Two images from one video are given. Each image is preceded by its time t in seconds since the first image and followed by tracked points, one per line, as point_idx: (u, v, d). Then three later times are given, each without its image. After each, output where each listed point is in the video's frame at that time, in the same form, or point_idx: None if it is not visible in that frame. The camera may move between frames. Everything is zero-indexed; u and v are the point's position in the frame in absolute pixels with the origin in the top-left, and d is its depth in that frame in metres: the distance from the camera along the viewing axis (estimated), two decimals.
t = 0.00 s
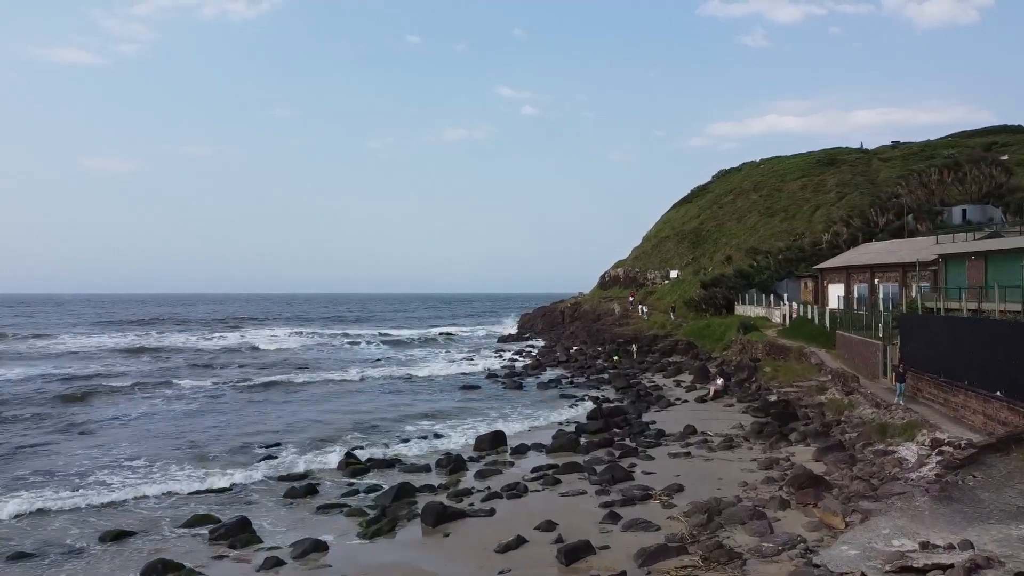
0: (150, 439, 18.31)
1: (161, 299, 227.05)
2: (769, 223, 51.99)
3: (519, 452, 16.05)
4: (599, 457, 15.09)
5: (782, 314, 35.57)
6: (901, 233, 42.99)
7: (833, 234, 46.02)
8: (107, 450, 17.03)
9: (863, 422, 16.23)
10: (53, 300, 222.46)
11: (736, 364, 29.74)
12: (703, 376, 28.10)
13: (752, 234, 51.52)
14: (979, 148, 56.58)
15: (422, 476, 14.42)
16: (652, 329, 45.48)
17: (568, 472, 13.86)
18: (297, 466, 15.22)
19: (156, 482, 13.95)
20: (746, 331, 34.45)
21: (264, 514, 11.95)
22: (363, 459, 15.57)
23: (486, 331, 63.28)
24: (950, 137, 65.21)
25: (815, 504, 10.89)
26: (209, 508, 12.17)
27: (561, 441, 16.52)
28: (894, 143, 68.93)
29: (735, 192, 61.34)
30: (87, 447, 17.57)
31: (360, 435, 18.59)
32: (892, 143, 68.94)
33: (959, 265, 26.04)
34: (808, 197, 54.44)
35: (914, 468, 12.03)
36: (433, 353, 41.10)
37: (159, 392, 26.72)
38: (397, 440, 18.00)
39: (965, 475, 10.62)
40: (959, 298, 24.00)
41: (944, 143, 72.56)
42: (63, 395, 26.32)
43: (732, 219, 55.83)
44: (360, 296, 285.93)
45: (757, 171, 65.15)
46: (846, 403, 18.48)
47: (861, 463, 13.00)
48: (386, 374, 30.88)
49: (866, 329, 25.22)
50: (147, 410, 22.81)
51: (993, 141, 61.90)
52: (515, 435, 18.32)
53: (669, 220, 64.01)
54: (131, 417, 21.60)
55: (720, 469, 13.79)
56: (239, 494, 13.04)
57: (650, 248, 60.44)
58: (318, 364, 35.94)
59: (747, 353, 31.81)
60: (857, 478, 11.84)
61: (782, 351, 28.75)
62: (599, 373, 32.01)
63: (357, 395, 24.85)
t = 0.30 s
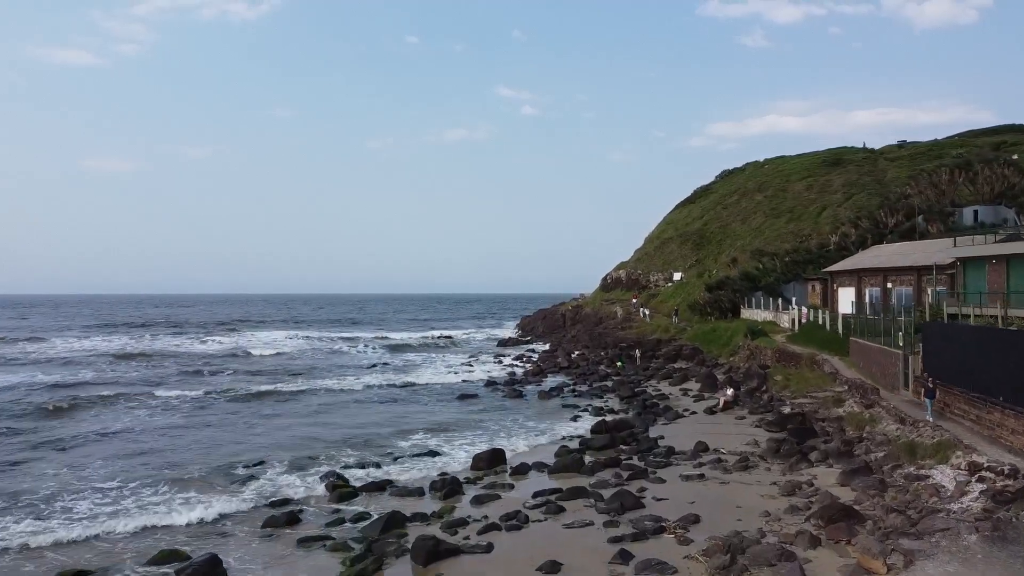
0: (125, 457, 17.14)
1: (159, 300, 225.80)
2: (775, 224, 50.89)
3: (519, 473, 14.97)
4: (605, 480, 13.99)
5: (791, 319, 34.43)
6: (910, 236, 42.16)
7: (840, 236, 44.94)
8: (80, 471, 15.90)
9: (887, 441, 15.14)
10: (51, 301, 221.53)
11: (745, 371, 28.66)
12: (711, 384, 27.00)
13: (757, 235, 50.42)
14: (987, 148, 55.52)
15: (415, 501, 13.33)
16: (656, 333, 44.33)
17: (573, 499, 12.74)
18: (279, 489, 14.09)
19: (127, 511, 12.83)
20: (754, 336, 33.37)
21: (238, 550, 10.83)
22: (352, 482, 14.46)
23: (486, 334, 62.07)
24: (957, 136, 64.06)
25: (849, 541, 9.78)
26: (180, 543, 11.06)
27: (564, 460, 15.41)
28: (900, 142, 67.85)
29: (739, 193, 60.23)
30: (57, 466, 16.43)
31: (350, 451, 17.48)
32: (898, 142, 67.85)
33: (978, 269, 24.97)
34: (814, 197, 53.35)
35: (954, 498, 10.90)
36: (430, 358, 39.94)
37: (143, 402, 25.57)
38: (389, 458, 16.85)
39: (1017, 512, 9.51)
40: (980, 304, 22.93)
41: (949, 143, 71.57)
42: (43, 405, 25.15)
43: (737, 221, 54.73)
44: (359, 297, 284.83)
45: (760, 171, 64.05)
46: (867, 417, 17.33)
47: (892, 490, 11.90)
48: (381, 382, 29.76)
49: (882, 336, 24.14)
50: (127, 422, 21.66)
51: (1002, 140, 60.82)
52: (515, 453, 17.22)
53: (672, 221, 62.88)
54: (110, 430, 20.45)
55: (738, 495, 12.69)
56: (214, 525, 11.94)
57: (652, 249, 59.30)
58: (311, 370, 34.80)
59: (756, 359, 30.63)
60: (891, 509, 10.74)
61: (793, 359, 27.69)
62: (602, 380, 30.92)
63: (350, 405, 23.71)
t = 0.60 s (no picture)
0: (101, 476, 16.16)
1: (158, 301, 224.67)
2: (781, 226, 49.88)
3: (519, 496, 13.97)
4: (613, 506, 12.97)
5: (799, 324, 33.48)
6: (919, 238, 41.41)
7: (848, 237, 43.95)
8: (50, 493, 14.87)
9: (914, 461, 14.15)
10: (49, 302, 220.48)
11: (753, 379, 27.65)
12: (719, 393, 25.98)
13: (762, 237, 49.42)
14: (996, 147, 54.54)
15: (407, 530, 12.32)
16: (659, 337, 43.36)
17: (577, 528, 11.75)
18: (261, 515, 13.11)
19: (94, 544, 11.81)
20: (761, 342, 32.35)
21: None
22: (340, 507, 13.44)
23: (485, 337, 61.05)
24: (963, 135, 63.06)
25: None
26: None
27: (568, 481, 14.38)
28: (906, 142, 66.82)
29: (743, 193, 59.22)
30: (28, 487, 15.43)
31: (341, 469, 16.46)
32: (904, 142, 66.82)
33: (997, 274, 23.95)
34: (820, 198, 52.35)
35: (999, 533, 9.89)
36: (428, 363, 38.97)
37: (128, 412, 24.50)
38: (380, 477, 15.86)
39: None
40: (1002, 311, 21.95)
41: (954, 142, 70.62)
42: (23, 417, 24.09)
43: (741, 222, 53.73)
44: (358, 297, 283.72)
45: (764, 171, 63.03)
46: (889, 433, 16.31)
47: (927, 521, 10.91)
48: (377, 390, 28.71)
49: (898, 344, 23.13)
50: (108, 435, 20.67)
51: (1009, 140, 59.86)
52: (515, 472, 16.20)
53: (674, 222, 61.86)
54: (89, 445, 19.41)
55: (757, 524, 11.68)
56: (187, 561, 10.92)
57: (654, 251, 58.27)
58: (305, 377, 33.80)
59: (764, 367, 29.68)
60: (930, 546, 9.74)
61: (803, 366, 26.68)
62: (605, 389, 29.90)
63: (343, 417, 22.67)
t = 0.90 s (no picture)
0: (74, 498, 15.14)
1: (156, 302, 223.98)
2: (786, 227, 48.92)
3: (519, 522, 12.97)
4: (621, 536, 11.96)
5: (808, 329, 32.44)
6: (930, 241, 40.47)
7: (855, 239, 43.02)
8: (16, 520, 13.81)
9: (944, 485, 13.15)
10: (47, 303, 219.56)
11: (763, 389, 26.68)
12: (727, 403, 25.00)
13: (767, 239, 48.42)
14: (1004, 147, 53.59)
15: (396, 563, 11.33)
16: (663, 341, 42.35)
17: (583, 563, 10.74)
18: (241, 547, 12.09)
19: None
20: (769, 348, 31.39)
21: None
22: (324, 537, 12.42)
23: (485, 341, 60.02)
24: (971, 134, 62.07)
25: None
26: None
27: (571, 506, 13.35)
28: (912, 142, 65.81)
29: (747, 194, 58.23)
30: None
31: (328, 491, 15.44)
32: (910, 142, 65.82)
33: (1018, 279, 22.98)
34: (826, 199, 51.39)
35: None
36: (426, 369, 37.96)
37: (110, 423, 23.42)
38: (371, 499, 14.86)
39: None
40: None
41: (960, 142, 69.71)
42: None
43: (745, 223, 52.75)
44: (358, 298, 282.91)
45: (769, 171, 62.07)
46: (914, 452, 15.27)
47: (968, 560, 9.89)
48: (372, 399, 27.68)
49: (915, 353, 22.15)
50: (88, 450, 19.63)
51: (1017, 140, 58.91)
52: (516, 494, 15.20)
53: (677, 223, 60.85)
54: (65, 462, 18.34)
55: (779, 559, 10.67)
56: None
57: (657, 252, 57.24)
58: (299, 384, 32.77)
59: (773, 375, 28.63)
60: None
61: (814, 375, 25.72)
62: (608, 397, 28.92)
63: (335, 429, 21.65)
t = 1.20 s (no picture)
0: (42, 525, 14.11)
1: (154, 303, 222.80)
2: (792, 228, 47.88)
3: (519, 555, 11.95)
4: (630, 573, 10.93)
5: (818, 335, 31.37)
6: (941, 244, 39.43)
7: (864, 241, 42.00)
8: None
9: (980, 514, 12.07)
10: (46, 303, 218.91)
11: (772, 399, 25.65)
12: (736, 415, 23.94)
13: (773, 241, 47.36)
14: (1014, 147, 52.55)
15: None
16: (667, 346, 41.27)
17: None
18: None
19: None
20: (777, 355, 30.35)
21: None
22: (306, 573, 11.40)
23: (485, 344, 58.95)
24: (979, 133, 60.97)
25: None
26: None
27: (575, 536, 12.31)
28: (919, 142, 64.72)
29: (751, 195, 57.17)
30: None
31: (315, 516, 14.41)
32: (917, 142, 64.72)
33: None
34: (832, 200, 50.36)
35: None
36: (424, 376, 36.91)
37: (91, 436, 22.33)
38: (360, 526, 13.83)
39: None
40: None
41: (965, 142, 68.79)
42: None
43: (750, 225, 51.70)
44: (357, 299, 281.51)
45: (774, 171, 61.03)
46: (942, 473, 14.20)
47: None
48: (367, 410, 26.60)
49: (935, 364, 21.10)
50: (64, 467, 18.56)
51: None
52: (516, 520, 14.17)
53: (680, 224, 59.78)
54: (37, 482, 17.28)
55: None
56: None
57: (660, 254, 56.15)
58: (292, 392, 31.72)
59: (783, 385, 27.55)
60: None
61: (827, 385, 24.68)
62: (612, 407, 27.88)
63: (325, 444, 20.59)
